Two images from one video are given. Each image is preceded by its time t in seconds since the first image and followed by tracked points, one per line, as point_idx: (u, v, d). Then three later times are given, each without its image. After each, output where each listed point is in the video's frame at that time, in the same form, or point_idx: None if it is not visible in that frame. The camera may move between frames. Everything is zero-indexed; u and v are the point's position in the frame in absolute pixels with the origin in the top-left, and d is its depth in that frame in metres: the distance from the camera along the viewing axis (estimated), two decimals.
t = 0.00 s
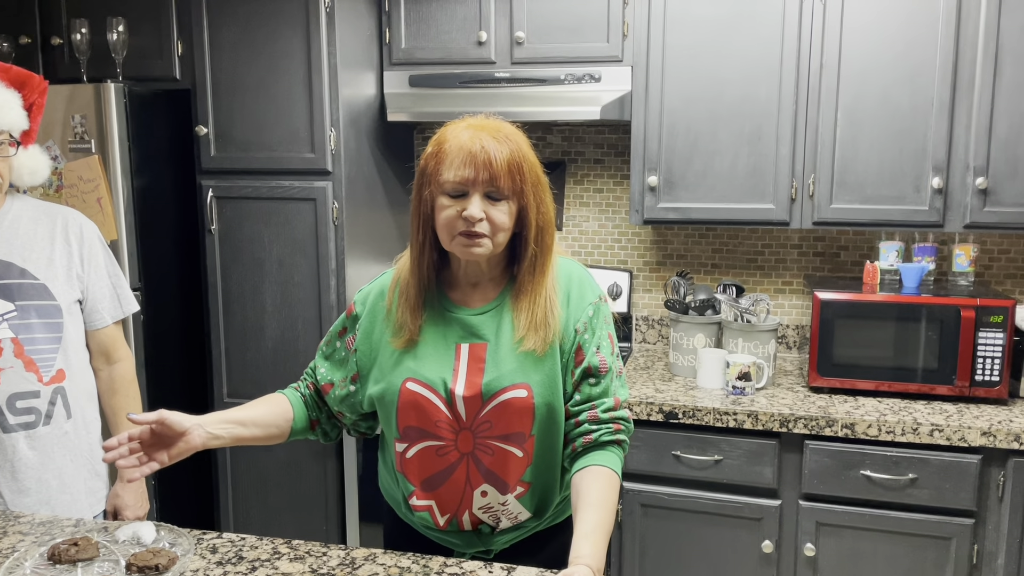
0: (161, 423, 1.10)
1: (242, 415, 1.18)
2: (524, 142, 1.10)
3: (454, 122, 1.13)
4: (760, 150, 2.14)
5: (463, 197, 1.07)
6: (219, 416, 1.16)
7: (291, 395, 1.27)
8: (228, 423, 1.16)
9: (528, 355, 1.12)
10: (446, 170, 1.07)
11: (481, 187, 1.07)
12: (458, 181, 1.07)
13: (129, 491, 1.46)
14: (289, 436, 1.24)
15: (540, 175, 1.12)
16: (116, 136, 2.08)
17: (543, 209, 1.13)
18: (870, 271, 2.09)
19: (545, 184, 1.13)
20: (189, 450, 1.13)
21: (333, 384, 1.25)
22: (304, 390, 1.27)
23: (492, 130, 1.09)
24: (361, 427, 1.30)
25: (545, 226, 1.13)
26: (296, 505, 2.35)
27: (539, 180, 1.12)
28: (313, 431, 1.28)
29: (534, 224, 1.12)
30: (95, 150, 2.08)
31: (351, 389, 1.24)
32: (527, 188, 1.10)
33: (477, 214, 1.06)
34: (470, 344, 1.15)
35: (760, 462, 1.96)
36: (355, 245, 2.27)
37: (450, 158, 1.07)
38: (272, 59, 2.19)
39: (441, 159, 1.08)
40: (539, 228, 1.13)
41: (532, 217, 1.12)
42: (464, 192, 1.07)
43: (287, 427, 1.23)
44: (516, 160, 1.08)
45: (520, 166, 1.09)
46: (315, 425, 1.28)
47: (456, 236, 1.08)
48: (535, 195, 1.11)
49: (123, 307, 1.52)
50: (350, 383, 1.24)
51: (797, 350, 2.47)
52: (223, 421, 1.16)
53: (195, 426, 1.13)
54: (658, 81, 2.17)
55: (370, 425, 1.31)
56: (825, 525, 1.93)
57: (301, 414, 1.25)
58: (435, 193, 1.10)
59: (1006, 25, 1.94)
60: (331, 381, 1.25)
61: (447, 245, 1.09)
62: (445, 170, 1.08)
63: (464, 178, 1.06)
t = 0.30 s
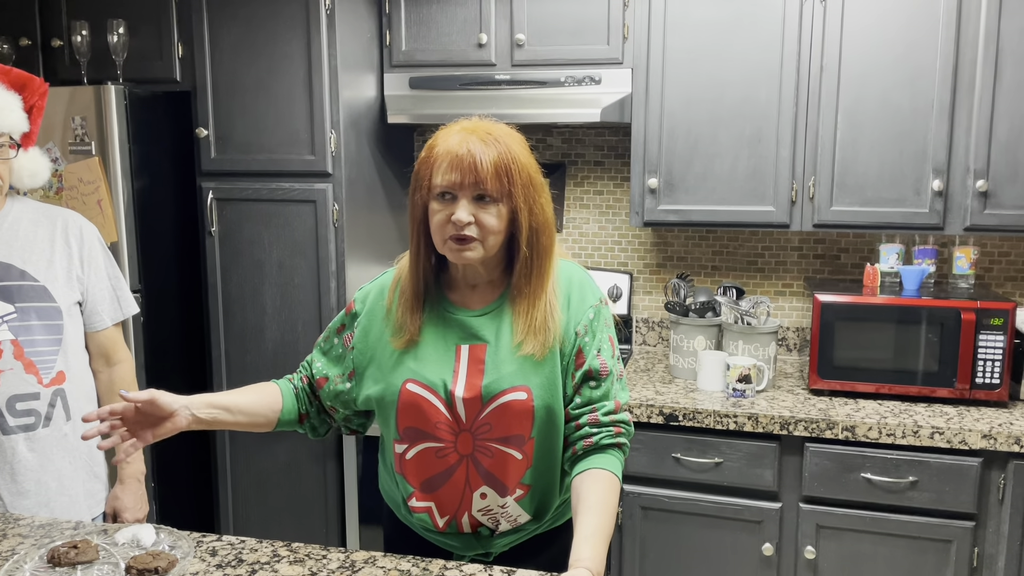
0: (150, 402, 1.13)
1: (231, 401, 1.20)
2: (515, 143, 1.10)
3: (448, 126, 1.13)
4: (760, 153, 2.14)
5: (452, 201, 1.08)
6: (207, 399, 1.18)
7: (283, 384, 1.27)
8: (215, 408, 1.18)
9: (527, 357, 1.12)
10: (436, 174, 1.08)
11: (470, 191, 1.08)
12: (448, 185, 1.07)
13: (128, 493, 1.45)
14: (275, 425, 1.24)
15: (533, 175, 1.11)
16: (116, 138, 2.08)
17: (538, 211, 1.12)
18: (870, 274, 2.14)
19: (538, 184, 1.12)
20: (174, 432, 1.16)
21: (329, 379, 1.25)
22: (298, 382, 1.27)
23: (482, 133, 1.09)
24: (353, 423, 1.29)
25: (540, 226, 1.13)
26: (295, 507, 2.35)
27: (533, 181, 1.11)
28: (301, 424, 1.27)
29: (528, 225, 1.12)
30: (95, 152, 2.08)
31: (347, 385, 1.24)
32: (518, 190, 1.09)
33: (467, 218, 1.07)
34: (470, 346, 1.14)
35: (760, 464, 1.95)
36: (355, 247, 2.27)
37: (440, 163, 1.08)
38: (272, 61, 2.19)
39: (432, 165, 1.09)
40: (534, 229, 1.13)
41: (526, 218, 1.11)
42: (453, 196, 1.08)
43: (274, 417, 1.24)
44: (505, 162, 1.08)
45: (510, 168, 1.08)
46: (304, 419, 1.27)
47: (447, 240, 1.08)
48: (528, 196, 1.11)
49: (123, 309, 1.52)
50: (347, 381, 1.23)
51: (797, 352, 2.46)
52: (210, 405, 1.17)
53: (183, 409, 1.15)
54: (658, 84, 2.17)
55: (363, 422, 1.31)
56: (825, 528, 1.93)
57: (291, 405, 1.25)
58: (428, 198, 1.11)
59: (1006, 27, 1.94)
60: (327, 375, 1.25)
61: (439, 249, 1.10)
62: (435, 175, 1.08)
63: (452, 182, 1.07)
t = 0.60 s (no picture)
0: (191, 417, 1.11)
1: (251, 414, 1.19)
2: (511, 144, 1.09)
3: (445, 129, 1.13)
4: (761, 155, 2.13)
5: (448, 203, 1.08)
6: (230, 413, 1.16)
7: (299, 397, 1.27)
8: (238, 422, 1.16)
9: (526, 360, 1.11)
10: (432, 178, 1.08)
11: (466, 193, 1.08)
12: (443, 187, 1.07)
13: (129, 495, 1.46)
14: (296, 439, 1.25)
15: (530, 176, 1.10)
16: (117, 140, 2.08)
17: (535, 212, 1.11)
18: (872, 275, 2.14)
19: (535, 185, 1.11)
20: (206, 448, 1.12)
21: (336, 389, 1.25)
22: (310, 394, 1.28)
23: (477, 135, 1.09)
24: (368, 433, 1.30)
25: (537, 227, 1.12)
26: (296, 510, 2.35)
27: (529, 182, 1.10)
28: (320, 435, 1.29)
29: (525, 227, 1.11)
30: (95, 154, 2.08)
31: (354, 394, 1.24)
32: (514, 191, 1.09)
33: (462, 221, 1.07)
34: (469, 348, 1.14)
35: (761, 467, 1.95)
36: (356, 249, 2.27)
37: (435, 166, 1.08)
38: (273, 63, 2.19)
39: (427, 168, 1.09)
40: (531, 230, 1.12)
41: (523, 219, 1.11)
42: (449, 198, 1.08)
43: (293, 430, 1.24)
44: (500, 164, 1.07)
45: (506, 169, 1.08)
46: (322, 430, 1.28)
47: (443, 243, 1.08)
48: (524, 197, 1.10)
49: (124, 310, 1.52)
50: (352, 388, 1.24)
51: (798, 355, 2.46)
52: (235, 419, 1.16)
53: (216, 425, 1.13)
54: (659, 86, 2.17)
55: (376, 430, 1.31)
56: (826, 530, 1.92)
57: (308, 418, 1.26)
58: (425, 201, 1.11)
59: (1008, 29, 1.94)
60: (334, 386, 1.25)
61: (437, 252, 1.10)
62: (431, 178, 1.08)
63: (447, 185, 1.07)
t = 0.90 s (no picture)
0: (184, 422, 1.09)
1: (251, 422, 1.18)
2: (520, 147, 1.10)
3: (451, 130, 1.13)
4: (762, 157, 2.13)
5: (460, 204, 1.08)
6: (229, 423, 1.16)
7: (299, 404, 1.27)
8: (238, 430, 1.16)
9: (527, 362, 1.11)
10: (443, 178, 1.07)
11: (477, 194, 1.07)
12: (456, 188, 1.07)
13: (130, 497, 1.46)
14: (297, 445, 1.25)
15: (537, 180, 1.11)
16: (119, 141, 2.08)
17: (541, 214, 1.13)
18: (875, 276, 2.13)
19: (541, 188, 1.12)
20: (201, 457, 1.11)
21: (337, 394, 1.25)
22: (311, 399, 1.28)
23: (488, 137, 1.09)
24: (370, 436, 1.30)
25: (542, 230, 1.13)
26: (297, 511, 2.35)
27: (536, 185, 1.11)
28: (323, 440, 1.28)
29: (531, 229, 1.12)
30: (97, 155, 2.08)
31: (354, 397, 1.24)
32: (524, 193, 1.10)
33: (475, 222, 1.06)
34: (470, 350, 1.14)
35: (763, 469, 1.95)
36: (357, 251, 2.27)
37: (447, 166, 1.07)
38: (275, 64, 2.19)
39: (437, 167, 1.08)
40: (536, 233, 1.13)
41: (530, 222, 1.11)
42: (461, 199, 1.08)
43: (295, 436, 1.23)
44: (511, 166, 1.08)
45: (517, 171, 1.09)
46: (324, 435, 1.28)
47: (454, 243, 1.08)
48: (532, 200, 1.11)
49: (125, 311, 1.52)
50: (353, 391, 1.24)
51: (799, 356, 2.46)
52: (233, 428, 1.15)
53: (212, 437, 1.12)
54: (661, 87, 2.17)
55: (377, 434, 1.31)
56: (828, 532, 1.92)
57: (309, 423, 1.26)
58: (433, 201, 1.10)
59: (1009, 31, 1.94)
60: (335, 390, 1.25)
61: (445, 253, 1.09)
62: (442, 178, 1.08)
63: (460, 186, 1.06)
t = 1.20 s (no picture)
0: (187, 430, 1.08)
1: (254, 428, 1.18)
2: (532, 149, 1.11)
3: (462, 129, 1.13)
4: (764, 158, 2.13)
5: (470, 200, 1.08)
6: (234, 428, 1.16)
7: (302, 407, 1.27)
8: (243, 436, 1.16)
9: (529, 364, 1.11)
10: (455, 173, 1.08)
11: (488, 191, 1.08)
12: (467, 184, 1.07)
13: (131, 498, 1.46)
14: (300, 449, 1.24)
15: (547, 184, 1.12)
16: (120, 142, 2.08)
17: (549, 218, 1.13)
18: (876, 279, 2.16)
19: (550, 192, 1.13)
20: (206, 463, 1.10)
21: (340, 397, 1.25)
22: (314, 402, 1.27)
23: (501, 137, 1.09)
24: (372, 438, 1.30)
25: (548, 233, 1.13)
26: (298, 512, 2.35)
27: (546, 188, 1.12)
28: (326, 443, 1.28)
29: (538, 231, 1.12)
30: (99, 156, 2.08)
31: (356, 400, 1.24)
32: (534, 195, 1.10)
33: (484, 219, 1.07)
34: (472, 353, 1.14)
35: (764, 470, 1.95)
36: (358, 252, 2.27)
37: (460, 162, 1.08)
38: (276, 66, 2.19)
39: (450, 163, 1.09)
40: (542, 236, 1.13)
41: (537, 225, 1.12)
42: (471, 195, 1.08)
43: (299, 441, 1.23)
44: (524, 167, 1.08)
45: (528, 173, 1.09)
46: (327, 438, 1.28)
47: (462, 239, 1.08)
48: (541, 203, 1.12)
49: (126, 313, 1.52)
50: (355, 394, 1.24)
51: (801, 358, 2.46)
52: (238, 434, 1.15)
53: (214, 440, 1.12)
54: (662, 88, 2.17)
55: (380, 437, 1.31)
56: (829, 534, 1.92)
57: (312, 427, 1.25)
58: (443, 197, 1.10)
59: (1011, 32, 1.94)
60: (338, 393, 1.25)
61: (451, 249, 1.09)
62: (453, 173, 1.08)
63: (472, 182, 1.07)
